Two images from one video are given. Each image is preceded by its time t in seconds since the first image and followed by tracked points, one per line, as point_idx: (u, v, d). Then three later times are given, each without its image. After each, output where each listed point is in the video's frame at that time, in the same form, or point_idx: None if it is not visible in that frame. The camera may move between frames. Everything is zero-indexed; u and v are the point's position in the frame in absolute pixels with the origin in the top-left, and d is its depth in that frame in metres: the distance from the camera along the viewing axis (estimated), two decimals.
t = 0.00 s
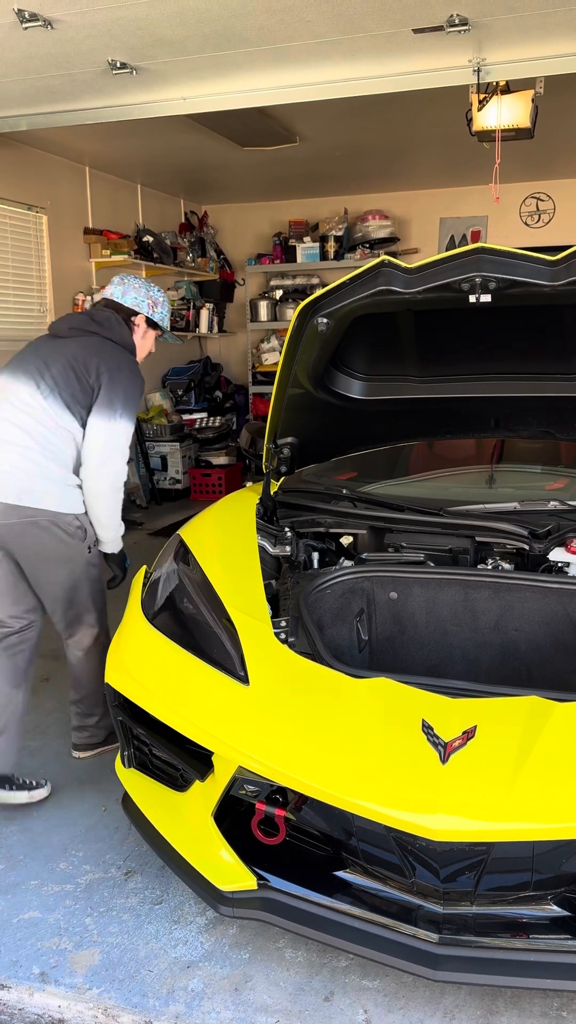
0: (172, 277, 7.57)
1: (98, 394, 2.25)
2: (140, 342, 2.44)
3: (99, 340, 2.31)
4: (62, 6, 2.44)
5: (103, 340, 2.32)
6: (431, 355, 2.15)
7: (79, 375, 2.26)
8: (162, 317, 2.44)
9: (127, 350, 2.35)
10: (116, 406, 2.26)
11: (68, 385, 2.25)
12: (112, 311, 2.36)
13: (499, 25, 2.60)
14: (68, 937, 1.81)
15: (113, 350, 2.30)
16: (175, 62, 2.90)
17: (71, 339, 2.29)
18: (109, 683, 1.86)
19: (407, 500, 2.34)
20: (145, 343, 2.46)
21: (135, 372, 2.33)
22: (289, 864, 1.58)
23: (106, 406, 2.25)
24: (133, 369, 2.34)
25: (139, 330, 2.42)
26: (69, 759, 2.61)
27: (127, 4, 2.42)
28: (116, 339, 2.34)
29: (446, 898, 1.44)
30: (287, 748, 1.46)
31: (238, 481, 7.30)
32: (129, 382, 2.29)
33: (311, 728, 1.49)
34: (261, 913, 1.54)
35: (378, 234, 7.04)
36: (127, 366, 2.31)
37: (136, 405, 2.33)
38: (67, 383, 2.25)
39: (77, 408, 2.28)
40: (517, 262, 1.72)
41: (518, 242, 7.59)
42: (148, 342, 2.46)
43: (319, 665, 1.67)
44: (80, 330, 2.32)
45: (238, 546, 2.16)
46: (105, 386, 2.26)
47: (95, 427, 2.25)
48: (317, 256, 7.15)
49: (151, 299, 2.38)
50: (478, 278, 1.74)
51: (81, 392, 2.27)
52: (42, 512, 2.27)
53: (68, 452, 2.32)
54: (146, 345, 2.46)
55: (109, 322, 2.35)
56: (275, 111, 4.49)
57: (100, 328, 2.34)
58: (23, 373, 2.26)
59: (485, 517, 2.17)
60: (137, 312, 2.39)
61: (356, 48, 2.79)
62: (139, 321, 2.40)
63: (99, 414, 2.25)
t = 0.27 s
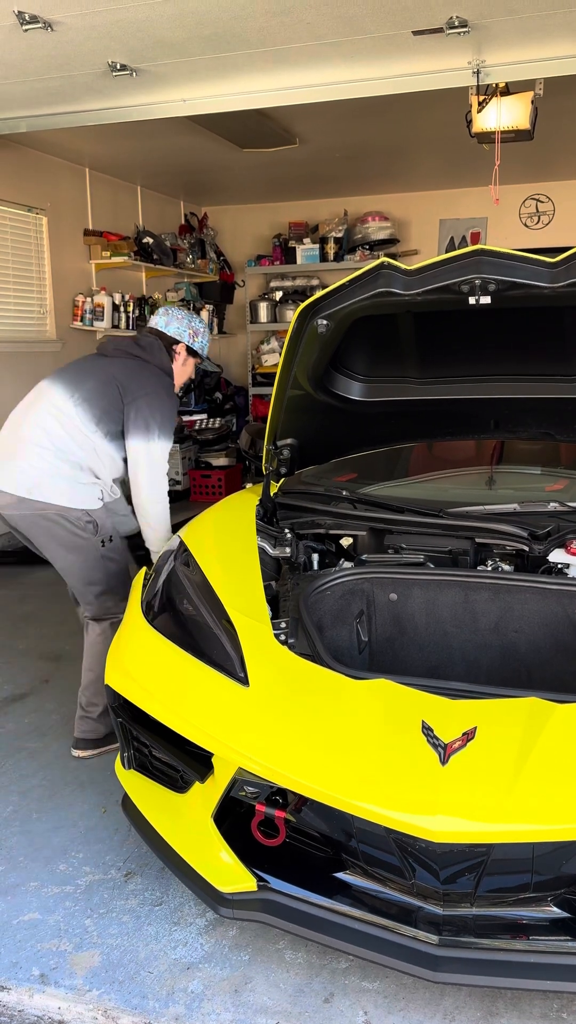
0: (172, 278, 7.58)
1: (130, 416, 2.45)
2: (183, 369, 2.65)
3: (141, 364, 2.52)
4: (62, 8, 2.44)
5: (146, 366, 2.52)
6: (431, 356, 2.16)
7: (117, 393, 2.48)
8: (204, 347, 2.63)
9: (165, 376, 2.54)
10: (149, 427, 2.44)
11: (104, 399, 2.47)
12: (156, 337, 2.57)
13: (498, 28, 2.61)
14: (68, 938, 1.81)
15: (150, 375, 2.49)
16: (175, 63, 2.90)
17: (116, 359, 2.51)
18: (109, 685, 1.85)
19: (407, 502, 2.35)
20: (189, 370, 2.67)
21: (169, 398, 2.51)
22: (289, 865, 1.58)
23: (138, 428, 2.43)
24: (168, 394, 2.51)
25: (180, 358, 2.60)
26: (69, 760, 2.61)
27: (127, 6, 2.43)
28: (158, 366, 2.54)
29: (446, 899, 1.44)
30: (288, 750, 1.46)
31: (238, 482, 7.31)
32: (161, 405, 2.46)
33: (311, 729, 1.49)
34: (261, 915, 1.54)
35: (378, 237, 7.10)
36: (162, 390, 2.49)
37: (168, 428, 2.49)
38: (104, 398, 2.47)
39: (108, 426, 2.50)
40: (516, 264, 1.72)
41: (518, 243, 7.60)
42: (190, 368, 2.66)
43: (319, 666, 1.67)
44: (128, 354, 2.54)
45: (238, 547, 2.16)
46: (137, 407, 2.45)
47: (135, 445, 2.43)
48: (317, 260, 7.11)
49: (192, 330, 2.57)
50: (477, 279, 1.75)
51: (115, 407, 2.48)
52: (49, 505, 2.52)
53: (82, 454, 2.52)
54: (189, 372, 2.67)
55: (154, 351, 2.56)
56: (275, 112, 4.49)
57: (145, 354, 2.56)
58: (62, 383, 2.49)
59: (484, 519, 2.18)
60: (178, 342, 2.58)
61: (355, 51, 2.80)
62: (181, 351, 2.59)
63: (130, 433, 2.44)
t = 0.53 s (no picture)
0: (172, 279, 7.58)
1: (140, 489, 2.49)
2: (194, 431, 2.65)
3: (146, 435, 2.55)
4: (62, 9, 2.44)
5: (151, 435, 2.56)
6: (431, 358, 2.16)
7: (124, 469, 2.53)
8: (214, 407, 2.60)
9: (173, 438, 2.57)
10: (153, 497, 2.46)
11: (113, 479, 2.54)
12: (163, 407, 2.57)
13: (497, 30, 2.61)
14: (67, 940, 1.81)
15: (153, 443, 2.52)
16: (176, 65, 2.90)
17: (122, 436, 2.57)
18: (109, 687, 1.85)
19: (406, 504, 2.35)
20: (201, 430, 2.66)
21: (176, 461, 2.52)
22: (288, 866, 1.58)
23: (147, 500, 2.47)
24: (176, 457, 2.53)
25: (191, 421, 2.59)
26: (68, 762, 2.60)
27: (127, 8, 2.43)
28: (163, 431, 2.56)
29: (446, 901, 1.44)
30: (287, 751, 1.46)
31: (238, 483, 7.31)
32: (166, 473, 2.47)
33: (311, 730, 1.49)
34: (260, 916, 1.54)
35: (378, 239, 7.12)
36: (167, 457, 2.51)
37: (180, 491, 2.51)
38: (113, 477, 2.54)
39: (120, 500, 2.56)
40: (515, 266, 1.72)
41: (517, 244, 7.61)
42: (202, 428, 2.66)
43: (318, 668, 1.67)
44: (134, 426, 2.59)
45: (237, 549, 2.17)
46: (144, 479, 2.49)
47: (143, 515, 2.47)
48: (316, 261, 7.14)
49: (199, 398, 2.55)
50: (477, 281, 1.75)
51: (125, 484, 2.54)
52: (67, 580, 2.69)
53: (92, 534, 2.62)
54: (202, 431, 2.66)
55: (157, 417, 2.58)
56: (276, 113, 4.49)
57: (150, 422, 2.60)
58: (74, 465, 2.60)
59: (484, 521, 2.19)
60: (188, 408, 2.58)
61: (355, 53, 2.80)
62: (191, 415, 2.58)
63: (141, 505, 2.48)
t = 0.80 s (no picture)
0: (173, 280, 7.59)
1: (132, 550, 2.57)
2: (183, 476, 2.74)
3: (126, 497, 2.63)
4: (61, 10, 2.45)
5: (130, 496, 2.64)
6: (431, 359, 2.16)
7: (110, 534, 2.61)
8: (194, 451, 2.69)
9: (152, 493, 2.65)
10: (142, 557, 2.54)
11: (104, 546, 2.61)
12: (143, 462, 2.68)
13: (497, 31, 2.61)
14: (66, 941, 1.81)
15: (134, 502, 2.60)
16: (175, 66, 2.90)
17: (102, 502, 2.65)
18: (108, 688, 1.85)
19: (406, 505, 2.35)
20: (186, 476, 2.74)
21: (158, 516, 2.60)
22: (287, 867, 1.58)
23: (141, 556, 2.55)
24: (157, 513, 2.60)
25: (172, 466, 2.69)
26: (68, 763, 2.61)
27: (126, 9, 2.43)
28: (141, 488, 2.64)
29: (445, 902, 1.44)
30: (286, 751, 1.46)
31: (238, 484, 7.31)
32: (151, 529, 2.56)
33: (309, 731, 1.49)
34: (259, 917, 1.53)
35: (378, 239, 7.09)
36: (150, 512, 2.59)
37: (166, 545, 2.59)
38: (102, 544, 2.61)
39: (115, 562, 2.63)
40: (514, 266, 1.72)
41: (517, 245, 7.61)
42: (187, 472, 2.73)
43: (317, 669, 1.67)
44: (113, 490, 2.67)
45: (237, 550, 2.17)
46: (131, 541, 2.57)
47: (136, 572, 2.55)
48: (316, 261, 7.16)
49: (177, 442, 2.65)
50: (476, 281, 1.75)
51: (114, 549, 2.61)
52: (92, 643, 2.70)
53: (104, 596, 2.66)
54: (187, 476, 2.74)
55: (134, 476, 2.66)
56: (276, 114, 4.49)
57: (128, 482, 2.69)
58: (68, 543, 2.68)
59: (484, 522, 2.19)
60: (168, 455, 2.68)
61: (354, 53, 2.80)
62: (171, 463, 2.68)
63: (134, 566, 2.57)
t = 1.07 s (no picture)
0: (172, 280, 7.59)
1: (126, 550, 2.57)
2: (175, 471, 2.75)
3: (121, 496, 2.64)
4: (61, 10, 2.45)
5: (125, 495, 2.64)
6: (431, 359, 2.16)
7: (107, 533, 2.62)
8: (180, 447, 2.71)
9: (148, 492, 2.65)
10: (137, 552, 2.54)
11: (102, 546, 2.62)
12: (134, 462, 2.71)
13: (497, 31, 2.61)
14: (66, 942, 1.81)
15: (129, 502, 2.61)
16: (176, 66, 2.90)
17: (99, 503, 2.67)
18: (108, 689, 1.85)
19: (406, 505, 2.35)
20: (177, 472, 2.76)
21: (153, 512, 2.59)
22: (286, 868, 1.58)
23: (133, 556, 2.54)
24: (152, 510, 2.60)
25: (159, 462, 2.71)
26: (67, 763, 2.61)
27: (126, 9, 2.43)
28: (136, 487, 2.65)
29: (444, 902, 1.44)
30: (285, 752, 1.46)
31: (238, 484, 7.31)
32: (145, 527, 2.55)
33: (309, 731, 1.49)
34: (258, 919, 1.53)
35: (378, 239, 7.09)
36: (144, 511, 2.58)
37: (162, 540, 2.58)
38: (100, 543, 2.62)
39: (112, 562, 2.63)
40: (514, 266, 1.72)
41: (517, 246, 7.61)
42: (175, 468, 2.74)
43: (317, 670, 1.67)
44: (109, 491, 2.69)
45: (236, 551, 2.17)
46: (126, 538, 2.57)
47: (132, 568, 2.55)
48: (316, 261, 7.17)
49: (158, 437, 2.68)
50: (476, 282, 1.75)
51: (112, 547, 2.61)
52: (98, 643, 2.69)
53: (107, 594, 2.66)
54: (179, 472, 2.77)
55: (129, 476, 2.68)
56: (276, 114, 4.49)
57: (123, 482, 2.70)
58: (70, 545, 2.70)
59: (484, 522, 2.19)
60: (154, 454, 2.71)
61: (355, 54, 2.80)
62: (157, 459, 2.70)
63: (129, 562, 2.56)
